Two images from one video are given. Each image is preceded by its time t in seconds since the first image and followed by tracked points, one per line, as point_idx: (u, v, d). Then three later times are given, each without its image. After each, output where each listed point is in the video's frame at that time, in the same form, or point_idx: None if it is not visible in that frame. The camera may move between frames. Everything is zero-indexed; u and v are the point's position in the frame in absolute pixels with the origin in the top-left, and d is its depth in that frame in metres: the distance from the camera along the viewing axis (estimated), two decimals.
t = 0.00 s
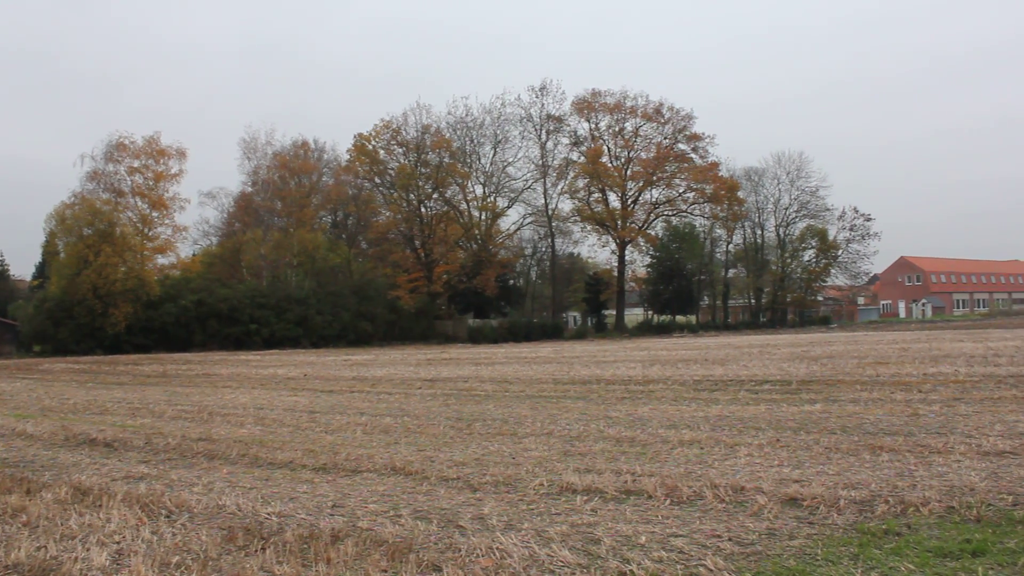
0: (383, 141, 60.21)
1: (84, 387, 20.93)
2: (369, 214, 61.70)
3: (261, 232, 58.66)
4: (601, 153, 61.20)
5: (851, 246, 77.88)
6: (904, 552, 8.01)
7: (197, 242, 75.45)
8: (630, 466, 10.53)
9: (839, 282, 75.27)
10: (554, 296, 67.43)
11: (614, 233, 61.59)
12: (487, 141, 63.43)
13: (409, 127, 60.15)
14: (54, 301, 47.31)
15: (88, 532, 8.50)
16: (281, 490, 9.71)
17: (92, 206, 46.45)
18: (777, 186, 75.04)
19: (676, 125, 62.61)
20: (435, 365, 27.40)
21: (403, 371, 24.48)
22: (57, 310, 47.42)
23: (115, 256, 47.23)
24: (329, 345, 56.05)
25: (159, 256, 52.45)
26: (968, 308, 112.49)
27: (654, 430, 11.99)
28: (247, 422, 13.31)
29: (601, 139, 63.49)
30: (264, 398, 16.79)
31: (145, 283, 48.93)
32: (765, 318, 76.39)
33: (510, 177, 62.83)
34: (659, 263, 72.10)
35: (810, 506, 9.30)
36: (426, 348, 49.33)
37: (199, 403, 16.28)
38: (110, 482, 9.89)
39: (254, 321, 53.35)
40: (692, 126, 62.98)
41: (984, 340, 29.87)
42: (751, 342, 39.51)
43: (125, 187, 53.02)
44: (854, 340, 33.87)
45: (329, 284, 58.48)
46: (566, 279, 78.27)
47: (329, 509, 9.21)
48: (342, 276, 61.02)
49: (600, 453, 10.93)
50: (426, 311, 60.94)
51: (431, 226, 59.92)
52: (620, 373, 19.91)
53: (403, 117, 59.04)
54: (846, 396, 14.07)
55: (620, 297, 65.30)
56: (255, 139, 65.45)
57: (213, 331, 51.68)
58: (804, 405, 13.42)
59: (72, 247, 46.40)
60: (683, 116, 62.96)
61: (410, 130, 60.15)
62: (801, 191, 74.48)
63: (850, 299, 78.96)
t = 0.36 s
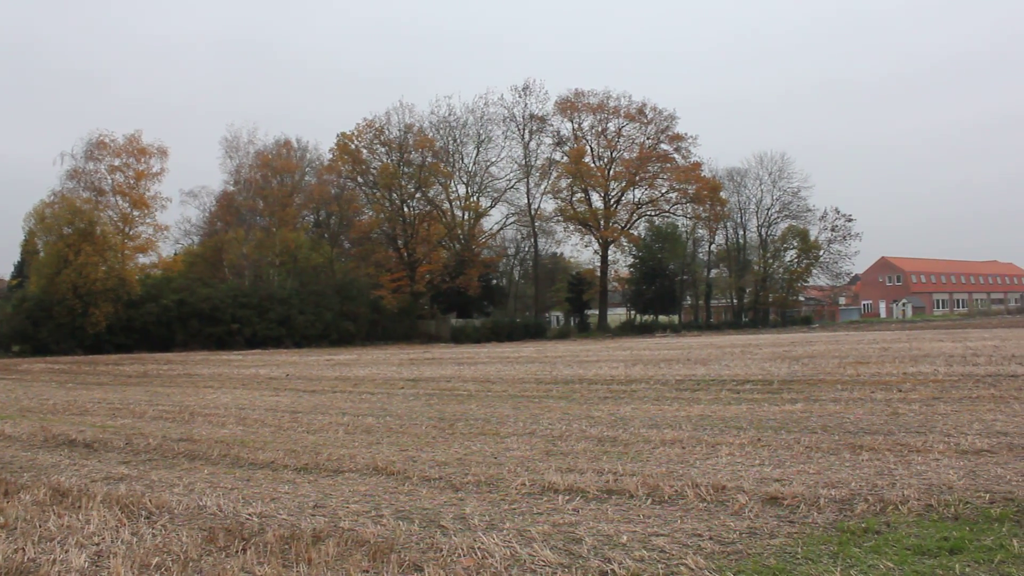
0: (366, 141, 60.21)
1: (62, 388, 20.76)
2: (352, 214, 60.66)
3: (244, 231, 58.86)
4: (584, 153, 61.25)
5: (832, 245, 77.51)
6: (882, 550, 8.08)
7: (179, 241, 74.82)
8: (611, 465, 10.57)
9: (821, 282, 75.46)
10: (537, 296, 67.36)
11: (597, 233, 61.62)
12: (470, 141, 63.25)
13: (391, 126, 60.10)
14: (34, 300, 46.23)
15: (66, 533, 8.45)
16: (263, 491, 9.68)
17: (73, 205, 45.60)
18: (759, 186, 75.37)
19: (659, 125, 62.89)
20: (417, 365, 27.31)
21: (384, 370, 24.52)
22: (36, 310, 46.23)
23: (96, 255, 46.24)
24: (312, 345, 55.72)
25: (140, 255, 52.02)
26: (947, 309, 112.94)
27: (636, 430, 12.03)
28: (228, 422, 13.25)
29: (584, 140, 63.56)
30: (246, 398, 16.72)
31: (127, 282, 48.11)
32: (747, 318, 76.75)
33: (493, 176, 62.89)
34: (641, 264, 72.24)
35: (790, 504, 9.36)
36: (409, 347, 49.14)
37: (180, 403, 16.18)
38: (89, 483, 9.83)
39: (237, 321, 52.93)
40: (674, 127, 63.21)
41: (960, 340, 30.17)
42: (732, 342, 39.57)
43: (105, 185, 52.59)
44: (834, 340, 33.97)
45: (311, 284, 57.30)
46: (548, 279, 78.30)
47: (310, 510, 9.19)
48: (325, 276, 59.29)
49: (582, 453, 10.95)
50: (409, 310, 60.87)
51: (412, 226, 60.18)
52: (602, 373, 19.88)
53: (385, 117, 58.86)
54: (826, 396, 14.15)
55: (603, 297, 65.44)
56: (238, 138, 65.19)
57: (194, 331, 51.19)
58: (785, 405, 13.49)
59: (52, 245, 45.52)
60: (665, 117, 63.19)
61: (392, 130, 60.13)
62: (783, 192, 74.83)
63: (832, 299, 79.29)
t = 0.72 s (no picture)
0: (355, 141, 59.96)
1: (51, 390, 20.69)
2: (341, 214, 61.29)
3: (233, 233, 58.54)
4: (574, 153, 61.22)
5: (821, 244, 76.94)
6: (871, 548, 8.12)
7: (168, 242, 74.43)
8: (601, 465, 10.59)
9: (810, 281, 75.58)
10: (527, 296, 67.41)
11: (587, 233, 61.59)
12: (459, 141, 63.56)
13: (381, 126, 60.03)
14: (23, 301, 46.03)
15: (54, 536, 8.42)
16: (253, 492, 9.66)
17: (61, 206, 45.28)
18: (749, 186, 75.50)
19: (649, 125, 62.93)
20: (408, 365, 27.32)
21: (375, 371, 24.50)
22: (24, 311, 46.01)
23: (85, 256, 45.97)
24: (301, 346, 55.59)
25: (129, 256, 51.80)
26: (935, 307, 115.21)
27: (625, 430, 12.06)
28: (218, 424, 13.23)
29: (574, 140, 63.58)
30: (236, 399, 16.68)
31: (116, 283, 48.05)
32: (737, 317, 76.79)
33: (483, 177, 62.99)
34: (630, 263, 72.39)
35: (779, 503, 9.40)
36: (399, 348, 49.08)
37: (170, 404, 16.15)
38: (77, 485, 9.79)
39: (226, 322, 52.69)
40: (664, 127, 63.31)
41: (949, 339, 30.22)
42: (721, 341, 39.64)
43: (94, 186, 52.27)
44: (823, 340, 33.98)
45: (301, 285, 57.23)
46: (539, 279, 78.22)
47: (300, 510, 9.18)
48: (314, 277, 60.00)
49: (573, 453, 10.97)
50: (399, 310, 60.83)
51: (403, 226, 60.05)
52: (592, 372, 19.91)
53: (375, 118, 58.83)
54: (815, 394, 14.22)
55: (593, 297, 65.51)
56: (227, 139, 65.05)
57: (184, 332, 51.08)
58: (775, 404, 13.54)
59: (40, 246, 45.25)
60: (655, 117, 63.26)
61: (382, 130, 59.87)
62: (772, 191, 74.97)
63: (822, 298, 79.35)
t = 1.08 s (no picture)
0: (341, 141, 60.19)
1: (35, 390, 20.56)
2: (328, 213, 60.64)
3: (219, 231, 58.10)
4: (560, 153, 61.22)
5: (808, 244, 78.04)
6: (854, 548, 8.17)
7: (154, 242, 73.92)
8: (586, 465, 10.63)
9: (796, 282, 75.91)
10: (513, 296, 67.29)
11: (573, 233, 61.65)
12: (446, 142, 63.62)
13: (368, 126, 60.10)
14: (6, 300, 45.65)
15: (36, 537, 8.38)
16: (237, 492, 9.64)
17: (45, 204, 44.90)
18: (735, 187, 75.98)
19: (635, 126, 63.18)
20: (394, 365, 27.30)
21: (361, 371, 24.41)
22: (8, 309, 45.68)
23: (69, 255, 45.78)
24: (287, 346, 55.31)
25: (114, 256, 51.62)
26: (920, 309, 115.35)
27: (611, 429, 12.10)
28: (203, 424, 13.20)
29: (560, 140, 63.68)
30: (222, 399, 16.62)
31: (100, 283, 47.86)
32: (722, 318, 76.99)
33: (469, 177, 63.01)
34: (618, 263, 72.38)
35: (763, 503, 9.45)
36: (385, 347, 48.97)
37: (154, 405, 16.07)
38: (61, 486, 9.75)
39: (212, 321, 52.43)
40: (650, 128, 63.56)
41: (933, 340, 30.38)
42: (706, 342, 39.68)
43: (78, 185, 51.85)
44: (808, 340, 34.06)
45: (286, 285, 56.85)
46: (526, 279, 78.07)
47: (284, 511, 9.15)
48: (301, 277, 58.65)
49: (558, 452, 11.00)
50: (385, 311, 60.75)
51: (389, 226, 60.26)
52: (578, 373, 19.95)
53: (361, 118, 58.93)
54: (799, 394, 14.31)
55: (579, 297, 65.38)
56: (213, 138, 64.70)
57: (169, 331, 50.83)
58: (759, 404, 13.62)
59: (24, 246, 44.74)
60: (642, 117, 63.45)
61: (368, 130, 60.26)
62: (757, 192, 75.46)
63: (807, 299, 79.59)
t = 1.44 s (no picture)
0: (325, 139, 59.78)
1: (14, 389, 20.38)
2: (312, 212, 61.04)
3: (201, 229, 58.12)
4: (545, 153, 61.48)
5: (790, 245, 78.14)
6: (833, 546, 8.22)
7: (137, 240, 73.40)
8: (568, 464, 10.66)
9: (778, 282, 76.35)
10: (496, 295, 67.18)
11: (557, 233, 61.67)
12: (430, 140, 63.68)
13: (351, 125, 59.81)
14: None
15: (13, 538, 8.33)
16: (219, 491, 9.61)
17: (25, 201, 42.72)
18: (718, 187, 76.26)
19: (620, 126, 63.20)
20: (377, 364, 27.25)
21: (344, 371, 24.29)
22: None
23: (48, 254, 43.44)
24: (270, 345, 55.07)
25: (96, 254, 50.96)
26: (900, 309, 115.93)
27: (593, 429, 12.14)
28: (184, 423, 13.15)
29: (544, 140, 63.73)
30: (204, 399, 16.52)
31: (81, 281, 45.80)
32: (705, 318, 77.28)
33: (453, 176, 63.02)
34: (601, 263, 74.07)
35: (743, 502, 9.49)
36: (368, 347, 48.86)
37: (135, 404, 15.97)
38: (39, 486, 9.69)
39: (193, 320, 52.22)
40: (634, 128, 63.65)
41: (914, 340, 30.63)
42: (689, 342, 39.79)
43: (59, 182, 51.30)
44: (790, 341, 34.18)
45: (269, 283, 57.75)
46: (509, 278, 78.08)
47: (265, 510, 9.14)
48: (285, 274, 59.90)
49: (540, 451, 11.02)
50: (368, 309, 60.72)
51: (373, 225, 60.22)
52: (561, 372, 19.99)
53: (345, 116, 58.71)
54: (781, 394, 14.38)
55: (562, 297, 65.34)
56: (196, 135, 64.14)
57: (151, 330, 50.56)
58: (740, 403, 13.69)
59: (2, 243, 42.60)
60: (626, 117, 63.50)
61: (352, 129, 59.74)
62: (741, 193, 75.74)
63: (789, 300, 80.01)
